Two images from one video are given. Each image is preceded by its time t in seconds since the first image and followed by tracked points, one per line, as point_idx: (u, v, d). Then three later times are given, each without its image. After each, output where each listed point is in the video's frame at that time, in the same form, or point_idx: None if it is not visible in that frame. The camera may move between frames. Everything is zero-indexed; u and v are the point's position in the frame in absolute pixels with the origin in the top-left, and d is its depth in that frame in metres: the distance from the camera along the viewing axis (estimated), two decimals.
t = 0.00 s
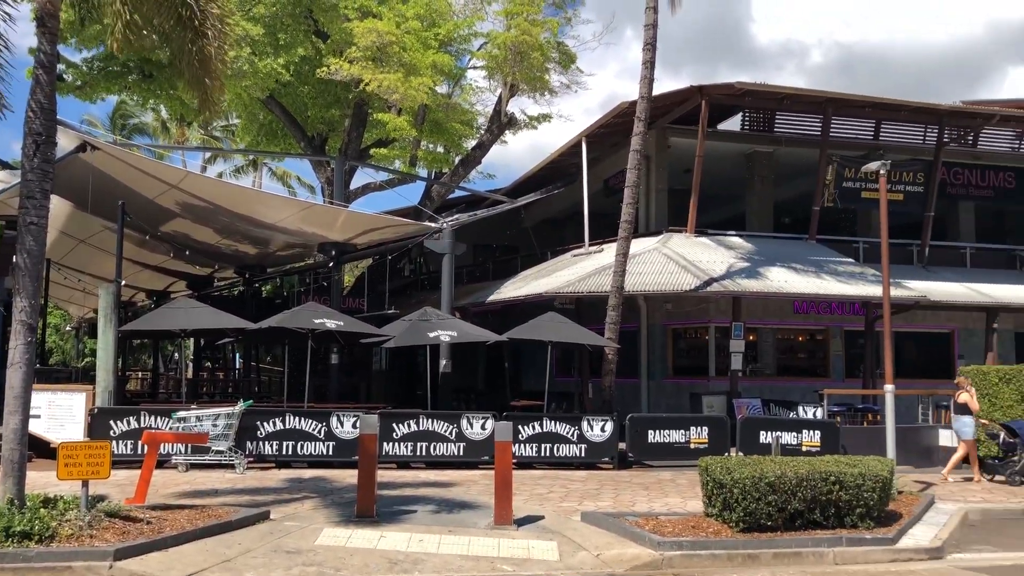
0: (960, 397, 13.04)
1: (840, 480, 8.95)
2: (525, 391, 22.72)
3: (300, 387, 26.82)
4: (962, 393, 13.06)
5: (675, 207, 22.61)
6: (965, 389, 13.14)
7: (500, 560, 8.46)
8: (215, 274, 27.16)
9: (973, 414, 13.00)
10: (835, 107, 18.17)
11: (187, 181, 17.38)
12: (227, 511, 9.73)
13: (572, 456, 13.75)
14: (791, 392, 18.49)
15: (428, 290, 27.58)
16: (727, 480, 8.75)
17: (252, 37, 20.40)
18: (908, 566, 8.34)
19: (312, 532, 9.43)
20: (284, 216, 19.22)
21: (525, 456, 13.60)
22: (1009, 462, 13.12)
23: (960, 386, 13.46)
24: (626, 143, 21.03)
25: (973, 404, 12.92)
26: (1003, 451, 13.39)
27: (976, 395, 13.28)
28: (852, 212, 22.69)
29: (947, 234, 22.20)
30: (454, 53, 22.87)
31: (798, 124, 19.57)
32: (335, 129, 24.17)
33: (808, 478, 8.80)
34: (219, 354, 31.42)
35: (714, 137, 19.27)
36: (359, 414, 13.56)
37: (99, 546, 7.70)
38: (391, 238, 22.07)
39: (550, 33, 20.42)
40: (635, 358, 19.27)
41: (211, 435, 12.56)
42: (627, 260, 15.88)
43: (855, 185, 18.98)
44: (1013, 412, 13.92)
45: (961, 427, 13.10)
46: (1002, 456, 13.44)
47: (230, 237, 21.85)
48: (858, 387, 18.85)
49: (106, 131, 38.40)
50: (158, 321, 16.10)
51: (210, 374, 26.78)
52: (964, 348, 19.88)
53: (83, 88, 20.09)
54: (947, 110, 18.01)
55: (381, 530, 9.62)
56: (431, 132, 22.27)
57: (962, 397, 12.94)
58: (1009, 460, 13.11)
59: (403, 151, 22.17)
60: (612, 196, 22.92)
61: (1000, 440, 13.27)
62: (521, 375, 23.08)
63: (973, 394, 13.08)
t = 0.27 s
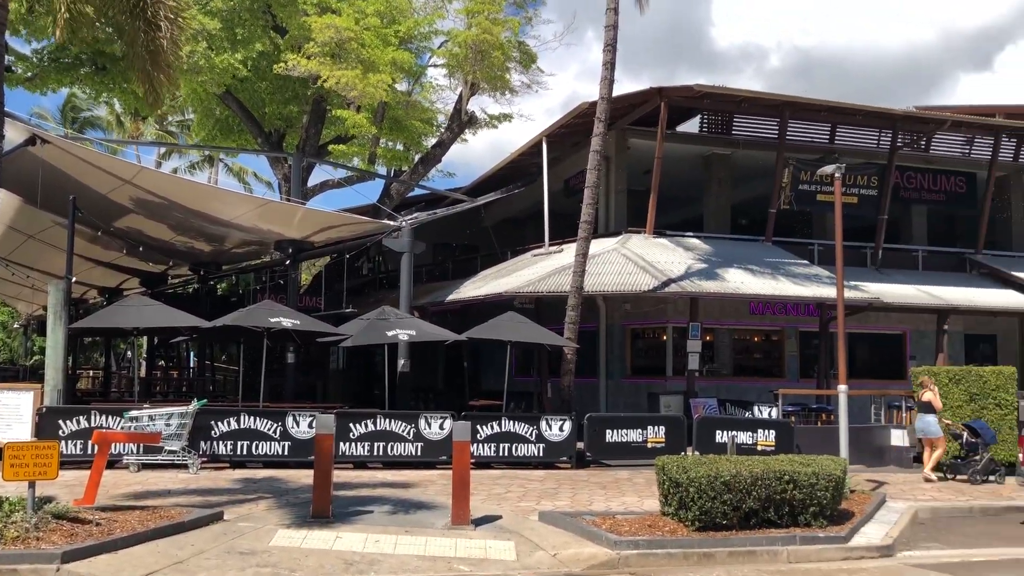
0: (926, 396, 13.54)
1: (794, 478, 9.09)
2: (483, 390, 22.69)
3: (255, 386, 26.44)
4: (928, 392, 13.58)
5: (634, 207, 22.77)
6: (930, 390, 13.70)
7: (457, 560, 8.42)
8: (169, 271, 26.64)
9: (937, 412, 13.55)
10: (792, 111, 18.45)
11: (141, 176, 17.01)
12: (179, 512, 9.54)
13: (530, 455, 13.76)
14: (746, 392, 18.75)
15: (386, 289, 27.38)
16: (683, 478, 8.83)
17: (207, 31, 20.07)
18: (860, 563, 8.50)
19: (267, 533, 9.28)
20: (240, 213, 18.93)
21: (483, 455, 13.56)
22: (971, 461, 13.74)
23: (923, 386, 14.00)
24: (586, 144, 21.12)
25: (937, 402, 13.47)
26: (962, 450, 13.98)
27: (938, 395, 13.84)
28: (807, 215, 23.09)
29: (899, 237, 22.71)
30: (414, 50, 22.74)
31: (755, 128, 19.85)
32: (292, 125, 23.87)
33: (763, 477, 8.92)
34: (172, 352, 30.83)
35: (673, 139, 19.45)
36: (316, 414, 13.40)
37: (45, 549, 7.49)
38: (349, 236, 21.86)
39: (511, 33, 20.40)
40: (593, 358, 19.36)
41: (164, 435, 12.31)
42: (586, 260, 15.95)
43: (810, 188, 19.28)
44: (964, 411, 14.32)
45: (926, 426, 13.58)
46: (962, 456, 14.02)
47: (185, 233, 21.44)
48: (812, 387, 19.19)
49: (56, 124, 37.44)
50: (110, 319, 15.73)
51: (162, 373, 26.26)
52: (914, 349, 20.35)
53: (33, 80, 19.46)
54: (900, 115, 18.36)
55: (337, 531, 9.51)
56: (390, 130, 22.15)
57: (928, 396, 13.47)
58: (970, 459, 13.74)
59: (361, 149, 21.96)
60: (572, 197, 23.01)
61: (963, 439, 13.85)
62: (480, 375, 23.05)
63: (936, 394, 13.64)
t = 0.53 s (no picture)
0: (887, 397, 13.73)
1: (745, 476, 9.21)
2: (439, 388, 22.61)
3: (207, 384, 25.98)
4: (888, 393, 13.77)
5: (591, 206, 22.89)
6: (891, 390, 13.86)
7: (411, 559, 8.38)
8: (118, 266, 26.03)
9: (898, 412, 13.75)
10: (746, 113, 18.72)
11: (90, 169, 16.58)
12: (127, 512, 9.32)
13: (485, 453, 13.75)
14: (699, 390, 19.00)
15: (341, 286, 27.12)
16: (637, 476, 8.91)
17: (161, 23, 19.62)
18: (808, 559, 8.66)
19: (218, 532, 9.13)
20: (193, 208, 18.57)
21: (438, 453, 13.52)
22: (928, 458, 14.22)
23: (885, 386, 14.18)
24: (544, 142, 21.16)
25: (898, 403, 13.66)
26: (922, 447, 14.45)
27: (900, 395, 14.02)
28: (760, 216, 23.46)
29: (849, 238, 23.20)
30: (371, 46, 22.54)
31: (710, 129, 20.10)
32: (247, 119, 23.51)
33: (715, 474, 9.03)
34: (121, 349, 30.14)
35: (630, 139, 19.59)
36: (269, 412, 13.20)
37: None
38: (304, 232, 21.59)
39: (469, 30, 20.34)
40: (549, 356, 19.43)
41: (112, 433, 12.02)
42: (543, 259, 15.99)
43: (763, 189, 19.59)
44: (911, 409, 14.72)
45: (887, 425, 13.79)
46: (922, 453, 14.53)
47: (135, 228, 20.96)
48: (764, 385, 19.51)
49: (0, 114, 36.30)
50: (56, 314, 15.30)
51: (111, 370, 25.66)
52: (863, 348, 20.82)
53: None
54: (851, 118, 18.72)
55: (290, 530, 9.39)
56: (346, 125, 21.96)
57: (889, 397, 13.64)
58: (929, 456, 14.20)
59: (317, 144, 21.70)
60: (529, 195, 23.04)
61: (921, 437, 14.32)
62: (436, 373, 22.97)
63: (898, 394, 13.82)
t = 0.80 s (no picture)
0: (857, 396, 14.01)
1: (703, 473, 9.29)
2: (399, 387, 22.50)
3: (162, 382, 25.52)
4: (858, 392, 14.04)
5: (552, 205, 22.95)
6: (861, 389, 14.11)
7: (369, 558, 8.31)
8: (71, 262, 25.44)
9: (868, 411, 14.06)
10: (705, 115, 18.92)
11: (42, 163, 16.16)
12: (79, 512, 9.11)
13: (445, 452, 13.71)
14: (659, 389, 19.17)
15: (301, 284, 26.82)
16: (596, 475, 8.95)
17: (118, 16, 19.22)
18: (764, 556, 8.79)
19: (173, 532, 8.96)
20: (150, 204, 18.21)
21: (398, 452, 13.44)
22: (894, 456, 14.49)
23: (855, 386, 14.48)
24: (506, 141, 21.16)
25: (868, 402, 13.93)
26: (886, 446, 14.78)
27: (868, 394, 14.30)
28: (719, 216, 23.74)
29: (806, 239, 23.58)
30: (333, 42, 22.33)
31: (670, 130, 20.28)
32: (206, 114, 23.14)
33: (674, 473, 9.11)
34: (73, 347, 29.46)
35: (591, 139, 19.67)
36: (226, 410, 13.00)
37: None
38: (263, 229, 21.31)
39: (431, 28, 20.26)
40: (509, 355, 19.45)
41: (65, 432, 11.72)
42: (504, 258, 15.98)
43: (722, 190, 19.83)
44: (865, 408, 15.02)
45: (858, 424, 14.11)
46: (887, 453, 14.79)
47: (89, 223, 20.48)
48: (722, 384, 19.75)
49: None
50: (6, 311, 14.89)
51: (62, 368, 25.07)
52: (819, 348, 21.19)
53: None
54: (808, 121, 19.02)
55: (248, 529, 9.26)
56: (307, 121, 21.72)
57: (858, 396, 13.92)
58: (895, 454, 14.47)
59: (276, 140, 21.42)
60: (491, 193, 23.02)
61: (886, 436, 14.63)
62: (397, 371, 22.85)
63: (867, 393, 14.10)
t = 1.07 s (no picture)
0: (831, 397, 14.04)
1: (666, 472, 9.38)
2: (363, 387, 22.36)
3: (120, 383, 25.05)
4: (832, 393, 14.06)
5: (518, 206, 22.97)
6: (834, 389, 14.12)
7: (333, 559, 8.24)
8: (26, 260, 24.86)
9: (840, 411, 14.12)
10: (670, 116, 19.07)
11: None
12: (34, 515, 8.89)
13: (409, 453, 13.65)
14: (623, 389, 19.29)
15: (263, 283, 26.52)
16: (561, 474, 8.97)
17: (77, 10, 18.81)
18: (727, 555, 8.88)
19: (132, 534, 8.80)
20: (110, 202, 17.87)
21: (361, 453, 13.35)
22: (864, 456, 14.88)
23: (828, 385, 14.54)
24: (471, 141, 21.12)
25: (841, 402, 13.98)
26: (856, 445, 15.16)
27: (841, 394, 14.43)
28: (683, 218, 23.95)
29: (768, 241, 23.89)
30: (296, 40, 22.11)
31: (635, 131, 20.42)
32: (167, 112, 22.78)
33: (637, 471, 9.17)
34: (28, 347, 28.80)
35: (557, 139, 19.72)
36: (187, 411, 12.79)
37: None
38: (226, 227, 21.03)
39: (396, 26, 20.15)
40: (474, 355, 19.43)
41: (20, 433, 11.44)
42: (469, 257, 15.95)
43: (686, 192, 20.01)
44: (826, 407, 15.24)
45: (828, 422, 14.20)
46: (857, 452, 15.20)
47: (46, 220, 20.03)
48: (685, 383, 19.93)
49: None
50: None
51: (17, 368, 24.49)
52: (780, 348, 21.48)
53: None
54: (770, 124, 19.27)
55: (209, 531, 9.12)
56: (270, 119, 21.47)
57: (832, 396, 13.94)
58: (865, 454, 14.91)
59: (239, 138, 21.15)
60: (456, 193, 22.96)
61: (858, 436, 15.02)
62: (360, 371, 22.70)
63: (841, 393, 14.14)
